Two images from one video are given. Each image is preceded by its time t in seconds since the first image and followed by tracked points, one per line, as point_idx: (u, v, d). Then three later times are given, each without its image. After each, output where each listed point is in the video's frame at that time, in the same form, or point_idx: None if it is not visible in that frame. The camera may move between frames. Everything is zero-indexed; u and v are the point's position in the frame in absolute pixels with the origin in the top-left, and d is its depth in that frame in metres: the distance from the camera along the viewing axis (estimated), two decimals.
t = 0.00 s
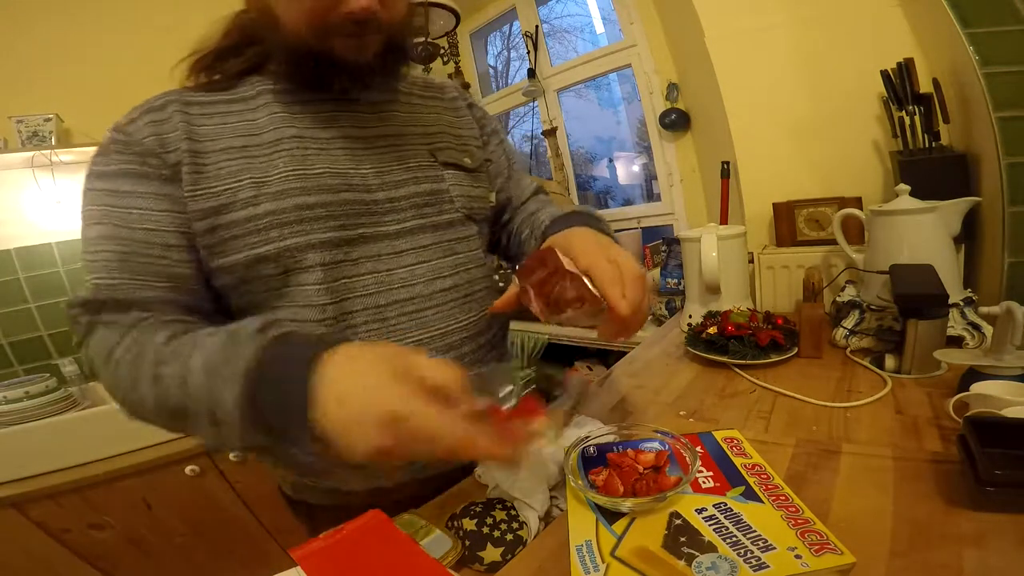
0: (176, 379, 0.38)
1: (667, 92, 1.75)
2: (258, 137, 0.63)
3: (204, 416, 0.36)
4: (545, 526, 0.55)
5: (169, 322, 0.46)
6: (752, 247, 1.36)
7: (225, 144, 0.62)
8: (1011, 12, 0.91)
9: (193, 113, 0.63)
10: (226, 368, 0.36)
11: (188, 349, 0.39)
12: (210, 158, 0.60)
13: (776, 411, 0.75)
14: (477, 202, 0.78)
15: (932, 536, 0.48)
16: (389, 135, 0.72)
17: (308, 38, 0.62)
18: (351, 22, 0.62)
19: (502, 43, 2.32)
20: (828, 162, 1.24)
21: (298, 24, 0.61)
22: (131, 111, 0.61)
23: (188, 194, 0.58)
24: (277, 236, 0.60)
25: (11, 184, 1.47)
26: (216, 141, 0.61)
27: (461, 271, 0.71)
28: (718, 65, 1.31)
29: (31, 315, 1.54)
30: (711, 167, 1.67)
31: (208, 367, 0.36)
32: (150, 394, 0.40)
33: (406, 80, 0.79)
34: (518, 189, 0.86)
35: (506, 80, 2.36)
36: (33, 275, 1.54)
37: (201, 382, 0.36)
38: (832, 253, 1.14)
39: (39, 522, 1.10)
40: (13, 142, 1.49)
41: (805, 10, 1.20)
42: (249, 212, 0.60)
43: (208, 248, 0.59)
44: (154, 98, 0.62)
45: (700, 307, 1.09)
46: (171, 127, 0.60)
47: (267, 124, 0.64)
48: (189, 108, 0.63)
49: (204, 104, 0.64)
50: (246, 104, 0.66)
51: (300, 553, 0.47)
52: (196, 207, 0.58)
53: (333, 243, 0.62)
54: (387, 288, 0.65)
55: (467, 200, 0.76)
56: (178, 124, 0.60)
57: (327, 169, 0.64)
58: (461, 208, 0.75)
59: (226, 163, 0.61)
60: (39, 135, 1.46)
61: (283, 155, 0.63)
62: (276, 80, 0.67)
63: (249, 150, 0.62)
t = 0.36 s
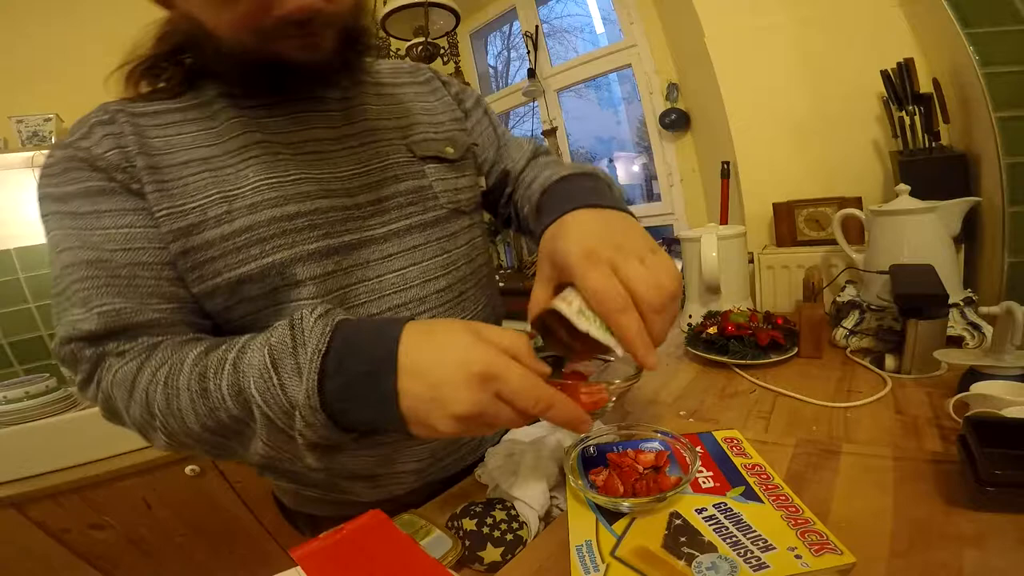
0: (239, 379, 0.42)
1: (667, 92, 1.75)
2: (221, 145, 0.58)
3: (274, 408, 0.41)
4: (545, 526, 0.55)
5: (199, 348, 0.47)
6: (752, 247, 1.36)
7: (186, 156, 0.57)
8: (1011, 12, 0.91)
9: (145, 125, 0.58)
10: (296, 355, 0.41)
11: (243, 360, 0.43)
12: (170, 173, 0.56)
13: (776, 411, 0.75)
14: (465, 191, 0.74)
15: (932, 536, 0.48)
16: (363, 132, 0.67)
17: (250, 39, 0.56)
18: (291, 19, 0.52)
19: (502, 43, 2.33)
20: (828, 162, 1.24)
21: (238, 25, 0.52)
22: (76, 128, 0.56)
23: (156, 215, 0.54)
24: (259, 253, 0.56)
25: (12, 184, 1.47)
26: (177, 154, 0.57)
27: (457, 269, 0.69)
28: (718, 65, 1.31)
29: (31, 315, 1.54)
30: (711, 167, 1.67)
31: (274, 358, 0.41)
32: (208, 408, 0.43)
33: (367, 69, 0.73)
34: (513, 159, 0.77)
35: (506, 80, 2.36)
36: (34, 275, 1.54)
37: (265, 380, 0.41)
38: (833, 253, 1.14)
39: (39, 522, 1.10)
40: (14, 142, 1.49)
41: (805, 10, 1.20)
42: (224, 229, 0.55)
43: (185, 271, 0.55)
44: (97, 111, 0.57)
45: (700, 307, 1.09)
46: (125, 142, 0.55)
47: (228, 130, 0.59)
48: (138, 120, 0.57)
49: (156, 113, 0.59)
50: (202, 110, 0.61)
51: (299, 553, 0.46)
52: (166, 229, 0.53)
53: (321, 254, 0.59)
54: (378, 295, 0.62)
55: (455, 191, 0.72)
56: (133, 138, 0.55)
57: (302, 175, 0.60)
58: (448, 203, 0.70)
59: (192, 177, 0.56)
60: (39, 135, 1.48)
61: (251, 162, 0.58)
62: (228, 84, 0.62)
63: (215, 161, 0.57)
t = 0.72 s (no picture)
0: (232, 411, 0.43)
1: (667, 92, 1.75)
2: (167, 160, 0.56)
3: (273, 437, 0.41)
4: (545, 526, 0.55)
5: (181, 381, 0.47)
6: (752, 247, 1.36)
7: (132, 175, 0.55)
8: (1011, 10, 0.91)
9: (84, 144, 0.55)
10: (288, 384, 0.41)
11: (230, 392, 0.44)
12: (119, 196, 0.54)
13: (776, 411, 0.75)
14: (441, 181, 0.70)
15: (932, 536, 0.48)
16: (322, 131, 0.64)
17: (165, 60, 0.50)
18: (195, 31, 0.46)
19: (502, 43, 2.32)
20: (828, 162, 1.24)
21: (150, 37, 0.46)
22: (16, 158, 0.54)
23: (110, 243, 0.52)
24: (225, 275, 0.55)
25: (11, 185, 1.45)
26: (122, 174, 0.55)
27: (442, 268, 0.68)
28: (718, 65, 1.31)
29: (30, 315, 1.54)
30: (711, 167, 1.67)
31: (267, 390, 0.42)
32: (204, 439, 0.44)
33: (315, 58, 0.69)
34: (492, 137, 0.71)
35: (506, 80, 2.36)
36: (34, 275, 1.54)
37: (259, 411, 0.41)
38: (833, 253, 1.14)
39: (39, 521, 1.10)
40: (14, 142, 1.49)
41: (805, 10, 1.20)
42: (182, 252, 0.54)
43: (149, 296, 0.54)
44: (31, 134, 0.55)
45: (700, 307, 1.09)
46: (65, 165, 0.53)
47: (173, 142, 0.57)
48: (75, 139, 0.55)
49: (94, 129, 0.56)
50: (145, 121, 0.58)
51: (299, 553, 0.46)
52: (122, 257, 0.52)
53: (291, 270, 0.58)
54: (356, 306, 0.62)
55: (428, 184, 0.68)
56: (73, 161, 0.53)
57: (260, 185, 0.58)
58: (423, 199, 0.67)
59: (143, 198, 0.54)
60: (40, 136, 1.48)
61: (201, 177, 0.56)
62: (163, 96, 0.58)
63: (163, 178, 0.56)
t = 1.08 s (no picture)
0: (209, 426, 0.43)
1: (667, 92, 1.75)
2: (138, 168, 0.56)
3: (251, 452, 0.42)
4: (545, 526, 0.55)
5: (155, 394, 0.47)
6: (752, 247, 1.36)
7: (102, 186, 0.55)
8: (1010, 12, 0.92)
9: (54, 154, 0.56)
10: (263, 403, 0.42)
11: (206, 406, 0.44)
12: (90, 207, 0.54)
13: (776, 411, 0.75)
14: (424, 183, 0.70)
15: (932, 536, 0.48)
16: (298, 134, 0.64)
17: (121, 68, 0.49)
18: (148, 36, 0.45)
19: (502, 43, 2.32)
20: (828, 162, 1.24)
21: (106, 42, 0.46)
22: None
23: (81, 255, 0.53)
24: (201, 284, 0.56)
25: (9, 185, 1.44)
26: (91, 183, 0.55)
27: (427, 269, 0.68)
28: (718, 66, 1.31)
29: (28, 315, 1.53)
30: (711, 167, 1.67)
31: (241, 408, 0.42)
32: (183, 453, 0.44)
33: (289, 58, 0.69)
34: (480, 137, 0.72)
35: (506, 80, 2.36)
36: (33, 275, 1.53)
37: (236, 429, 0.42)
38: (833, 253, 1.14)
39: (39, 521, 1.10)
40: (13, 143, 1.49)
41: (805, 10, 1.20)
42: (156, 262, 0.55)
43: (123, 306, 0.54)
44: None
45: (700, 307, 1.09)
46: (30, 175, 0.53)
47: (142, 148, 0.57)
48: (43, 150, 0.55)
49: (63, 138, 0.56)
50: (115, 130, 0.58)
51: (300, 553, 0.46)
52: (93, 269, 0.53)
53: (268, 278, 0.58)
54: (337, 313, 0.62)
55: (409, 186, 0.68)
56: (43, 172, 0.53)
57: (234, 191, 0.58)
58: (406, 201, 0.67)
59: (115, 208, 0.55)
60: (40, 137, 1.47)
61: (173, 184, 0.56)
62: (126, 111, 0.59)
63: (133, 187, 0.56)
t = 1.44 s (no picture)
0: (213, 422, 0.43)
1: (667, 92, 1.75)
2: (144, 165, 0.56)
3: (258, 448, 0.42)
4: (545, 526, 0.55)
5: (160, 391, 0.47)
6: (752, 247, 1.36)
7: (105, 181, 0.55)
8: (1010, 12, 0.92)
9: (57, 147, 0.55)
10: (268, 399, 0.41)
11: (210, 403, 0.44)
12: (93, 202, 0.54)
13: (776, 411, 0.75)
14: (427, 184, 0.70)
15: (932, 536, 0.48)
16: (305, 133, 0.64)
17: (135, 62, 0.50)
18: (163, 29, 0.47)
19: (502, 43, 2.32)
20: (828, 162, 1.24)
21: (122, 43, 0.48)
22: None
23: (85, 251, 0.52)
24: (206, 282, 0.56)
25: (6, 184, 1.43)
26: (96, 179, 0.55)
27: (431, 270, 0.68)
28: (718, 66, 1.31)
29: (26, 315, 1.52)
30: (711, 167, 1.67)
31: (246, 404, 0.41)
32: (186, 450, 0.44)
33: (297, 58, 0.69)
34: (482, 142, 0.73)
35: (506, 80, 2.36)
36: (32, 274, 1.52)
37: (241, 426, 0.41)
38: (833, 253, 1.14)
39: (38, 522, 1.10)
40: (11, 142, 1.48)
41: (805, 10, 1.20)
42: (161, 259, 0.55)
43: (126, 302, 0.54)
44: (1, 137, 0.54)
45: (700, 307, 1.09)
46: (35, 170, 0.53)
47: (148, 146, 0.57)
48: (47, 144, 0.54)
49: (65, 131, 0.56)
50: (119, 126, 0.58)
51: (300, 554, 0.46)
52: (97, 266, 0.52)
53: (273, 275, 0.58)
54: (341, 311, 0.62)
55: (414, 187, 0.68)
56: (46, 165, 0.53)
57: (240, 189, 0.58)
58: (410, 201, 0.68)
59: (119, 205, 0.55)
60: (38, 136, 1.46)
61: (179, 182, 0.56)
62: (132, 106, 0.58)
63: (139, 184, 0.56)
